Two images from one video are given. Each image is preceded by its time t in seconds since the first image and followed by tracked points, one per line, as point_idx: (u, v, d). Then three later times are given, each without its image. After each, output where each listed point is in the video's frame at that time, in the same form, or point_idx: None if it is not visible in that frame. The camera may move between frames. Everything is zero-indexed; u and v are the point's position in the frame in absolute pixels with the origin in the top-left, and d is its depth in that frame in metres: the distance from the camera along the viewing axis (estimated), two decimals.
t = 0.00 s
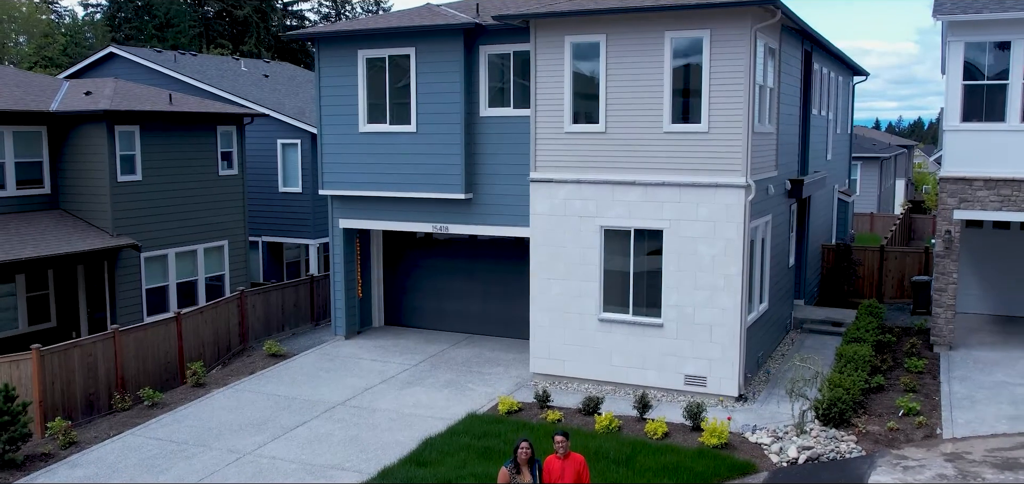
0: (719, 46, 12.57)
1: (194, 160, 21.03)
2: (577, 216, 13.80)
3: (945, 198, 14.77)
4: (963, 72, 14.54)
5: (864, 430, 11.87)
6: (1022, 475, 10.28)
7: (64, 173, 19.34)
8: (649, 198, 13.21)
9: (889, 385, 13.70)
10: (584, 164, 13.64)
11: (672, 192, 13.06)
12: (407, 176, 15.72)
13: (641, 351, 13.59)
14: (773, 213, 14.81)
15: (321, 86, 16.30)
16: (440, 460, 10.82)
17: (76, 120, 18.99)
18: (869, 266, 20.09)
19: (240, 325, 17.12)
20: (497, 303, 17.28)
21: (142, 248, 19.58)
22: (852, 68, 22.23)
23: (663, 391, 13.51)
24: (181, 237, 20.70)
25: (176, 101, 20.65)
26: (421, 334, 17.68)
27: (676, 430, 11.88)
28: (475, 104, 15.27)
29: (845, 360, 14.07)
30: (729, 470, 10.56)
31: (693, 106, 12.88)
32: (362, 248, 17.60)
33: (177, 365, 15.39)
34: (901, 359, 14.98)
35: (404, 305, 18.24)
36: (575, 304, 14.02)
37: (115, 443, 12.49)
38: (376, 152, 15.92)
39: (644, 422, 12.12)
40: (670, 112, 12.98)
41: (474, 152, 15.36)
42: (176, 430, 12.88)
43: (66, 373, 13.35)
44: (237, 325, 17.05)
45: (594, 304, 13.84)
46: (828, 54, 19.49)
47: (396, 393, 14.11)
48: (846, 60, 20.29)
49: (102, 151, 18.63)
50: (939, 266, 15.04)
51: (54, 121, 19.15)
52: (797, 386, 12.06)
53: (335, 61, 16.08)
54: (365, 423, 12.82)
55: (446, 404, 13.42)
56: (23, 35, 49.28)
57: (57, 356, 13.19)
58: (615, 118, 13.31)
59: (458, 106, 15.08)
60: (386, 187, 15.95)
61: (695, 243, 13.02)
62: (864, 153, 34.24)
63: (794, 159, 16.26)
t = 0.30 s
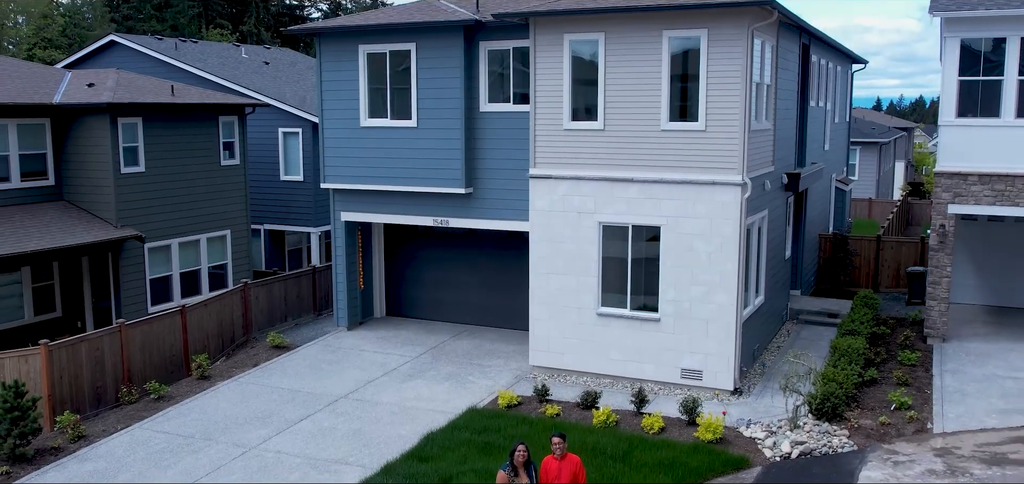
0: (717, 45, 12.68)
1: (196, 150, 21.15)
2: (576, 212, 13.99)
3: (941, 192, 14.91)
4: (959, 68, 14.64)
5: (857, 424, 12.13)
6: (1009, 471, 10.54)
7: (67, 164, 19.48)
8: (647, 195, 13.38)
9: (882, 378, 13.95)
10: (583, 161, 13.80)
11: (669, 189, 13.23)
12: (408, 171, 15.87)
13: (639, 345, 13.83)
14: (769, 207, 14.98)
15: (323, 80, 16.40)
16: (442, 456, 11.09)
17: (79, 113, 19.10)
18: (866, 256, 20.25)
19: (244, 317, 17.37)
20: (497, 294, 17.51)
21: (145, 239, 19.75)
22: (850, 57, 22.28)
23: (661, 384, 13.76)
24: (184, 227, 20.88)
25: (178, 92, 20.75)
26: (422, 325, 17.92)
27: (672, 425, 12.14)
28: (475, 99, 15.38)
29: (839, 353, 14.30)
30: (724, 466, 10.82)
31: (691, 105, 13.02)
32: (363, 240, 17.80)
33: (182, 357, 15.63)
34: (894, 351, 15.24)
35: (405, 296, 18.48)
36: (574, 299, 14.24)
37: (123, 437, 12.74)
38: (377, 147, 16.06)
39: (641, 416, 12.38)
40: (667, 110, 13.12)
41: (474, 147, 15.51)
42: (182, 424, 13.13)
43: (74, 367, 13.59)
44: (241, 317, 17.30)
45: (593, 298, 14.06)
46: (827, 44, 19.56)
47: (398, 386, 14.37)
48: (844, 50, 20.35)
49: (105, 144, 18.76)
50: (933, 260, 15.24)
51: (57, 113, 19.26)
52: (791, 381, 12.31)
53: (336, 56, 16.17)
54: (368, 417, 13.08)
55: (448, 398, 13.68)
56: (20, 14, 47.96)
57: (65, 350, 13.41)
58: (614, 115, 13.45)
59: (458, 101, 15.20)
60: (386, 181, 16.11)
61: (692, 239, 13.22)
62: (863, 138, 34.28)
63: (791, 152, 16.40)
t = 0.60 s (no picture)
0: (715, 43, 12.78)
1: (198, 141, 21.27)
2: (575, 208, 14.14)
3: (936, 186, 15.04)
4: (955, 64, 14.73)
5: (850, 418, 12.36)
6: (998, 466, 10.77)
7: (70, 156, 19.60)
8: (645, 191, 13.53)
9: (876, 371, 14.17)
10: (582, 157, 13.94)
11: (667, 186, 13.38)
12: (408, 165, 16.00)
13: (637, 339, 14.04)
14: (766, 202, 15.13)
15: (324, 74, 16.50)
16: (443, 451, 11.33)
17: (82, 104, 19.19)
18: (862, 246, 20.42)
19: (247, 308, 17.59)
20: (497, 286, 17.70)
21: (148, 230, 19.92)
22: (849, 46, 22.34)
23: (658, 377, 13.99)
24: (187, 217, 21.05)
25: (179, 83, 20.84)
26: (423, 316, 18.14)
27: (669, 419, 12.37)
28: (475, 94, 15.49)
29: (833, 346, 14.51)
30: (719, 461, 11.05)
31: (689, 103, 13.15)
32: (364, 232, 17.97)
33: (187, 349, 15.86)
34: (889, 343, 15.46)
35: (405, 287, 18.68)
36: (573, 293, 14.44)
37: (130, 430, 12.98)
38: (378, 141, 16.19)
39: (639, 411, 12.62)
40: (666, 108, 13.25)
41: (475, 141, 15.64)
42: (188, 417, 13.37)
43: (81, 361, 13.81)
44: (244, 308, 17.52)
45: (591, 293, 14.26)
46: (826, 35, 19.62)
47: (400, 379, 14.61)
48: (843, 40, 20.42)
49: (108, 136, 18.88)
50: (928, 253, 15.42)
51: (60, 105, 19.36)
52: (786, 376, 12.53)
53: (337, 50, 16.25)
54: (370, 410, 13.32)
55: (449, 391, 13.92)
56: None
57: (72, 345, 13.63)
58: (613, 112, 13.57)
59: (458, 96, 15.31)
60: (387, 175, 16.26)
61: (690, 235, 13.39)
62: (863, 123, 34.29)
63: (788, 145, 16.54)
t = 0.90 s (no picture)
0: (713, 42, 12.87)
1: (200, 131, 21.36)
2: (574, 204, 14.29)
3: (932, 181, 15.15)
4: (952, 59, 14.79)
5: (844, 413, 12.58)
6: (988, 462, 10.99)
7: (73, 147, 19.69)
8: (643, 188, 13.67)
9: (870, 364, 14.38)
10: (581, 154, 14.06)
11: (665, 183, 13.51)
12: (409, 159, 16.12)
13: (635, 333, 14.23)
14: (764, 196, 15.27)
15: (325, 68, 16.58)
16: (444, 447, 11.56)
17: (84, 96, 19.26)
18: (860, 236, 20.60)
19: (250, 300, 17.79)
20: (496, 277, 17.88)
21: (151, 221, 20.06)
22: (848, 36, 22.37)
23: (656, 371, 14.20)
24: (189, 208, 21.19)
25: (181, 74, 20.89)
26: (423, 307, 18.34)
27: (666, 414, 12.60)
28: (476, 89, 15.58)
29: (828, 339, 14.71)
30: (714, 456, 11.28)
31: (687, 101, 13.26)
32: (366, 224, 18.14)
33: (191, 342, 16.07)
34: (883, 335, 15.67)
35: (405, 278, 18.87)
36: (572, 288, 14.62)
37: (136, 424, 13.21)
38: (379, 135, 16.29)
39: (636, 405, 12.84)
40: (664, 105, 13.36)
41: (475, 136, 15.75)
42: (193, 411, 13.60)
43: (87, 355, 14.02)
44: (247, 300, 17.72)
45: (590, 287, 14.44)
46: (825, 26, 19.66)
47: (401, 372, 14.82)
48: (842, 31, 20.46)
49: (110, 128, 18.97)
50: (924, 246, 15.57)
51: (62, 96, 19.43)
52: (781, 371, 12.73)
53: (338, 44, 16.32)
54: (372, 404, 13.54)
55: (450, 384, 14.14)
56: None
57: (78, 339, 13.83)
58: (612, 109, 13.68)
59: (458, 92, 15.40)
60: (388, 169, 16.37)
61: (688, 232, 13.54)
62: (862, 108, 34.28)
63: (786, 138, 16.64)
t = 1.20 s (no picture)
0: (711, 38, 12.94)
1: (201, 120, 21.42)
2: (574, 197, 14.42)
3: (929, 172, 15.25)
4: (949, 52, 14.87)
5: (838, 405, 12.79)
6: (978, 455, 11.21)
7: (75, 137, 19.77)
8: (642, 182, 13.79)
9: (864, 355, 14.58)
10: (580, 148, 14.17)
11: (664, 177, 13.63)
12: (410, 150, 16.22)
13: (633, 324, 14.42)
14: (762, 188, 15.37)
15: (326, 60, 16.63)
16: (445, 440, 11.80)
17: (86, 86, 19.31)
18: (858, 224, 20.72)
19: (253, 290, 18.00)
20: (496, 267, 18.05)
21: (154, 209, 20.19)
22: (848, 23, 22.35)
23: (654, 362, 14.41)
24: (191, 196, 21.31)
25: (181, 62, 20.93)
26: (424, 295, 18.53)
27: (664, 406, 12.83)
28: (476, 81, 15.66)
29: (824, 330, 14.90)
30: (710, 449, 11.51)
31: (685, 96, 13.35)
32: (367, 214, 18.27)
33: (195, 332, 16.28)
34: (878, 326, 15.87)
35: (406, 266, 19.04)
36: (572, 280, 14.79)
37: (143, 416, 13.44)
38: (379, 126, 16.38)
39: (634, 397, 13.07)
40: (662, 100, 13.46)
41: (475, 128, 15.84)
42: (198, 403, 13.81)
43: (94, 347, 14.22)
44: (250, 289, 17.92)
45: (589, 280, 14.61)
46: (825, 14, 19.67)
47: (403, 362, 15.04)
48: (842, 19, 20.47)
49: (112, 117, 19.04)
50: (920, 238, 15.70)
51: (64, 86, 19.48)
52: (776, 364, 12.94)
53: (339, 36, 16.36)
54: (375, 395, 13.77)
55: (450, 375, 14.36)
56: None
57: (85, 332, 14.02)
58: (611, 104, 13.77)
59: (459, 84, 15.47)
60: (389, 160, 16.47)
61: (686, 226, 13.68)
62: (863, 90, 34.20)
63: (784, 130, 16.73)
